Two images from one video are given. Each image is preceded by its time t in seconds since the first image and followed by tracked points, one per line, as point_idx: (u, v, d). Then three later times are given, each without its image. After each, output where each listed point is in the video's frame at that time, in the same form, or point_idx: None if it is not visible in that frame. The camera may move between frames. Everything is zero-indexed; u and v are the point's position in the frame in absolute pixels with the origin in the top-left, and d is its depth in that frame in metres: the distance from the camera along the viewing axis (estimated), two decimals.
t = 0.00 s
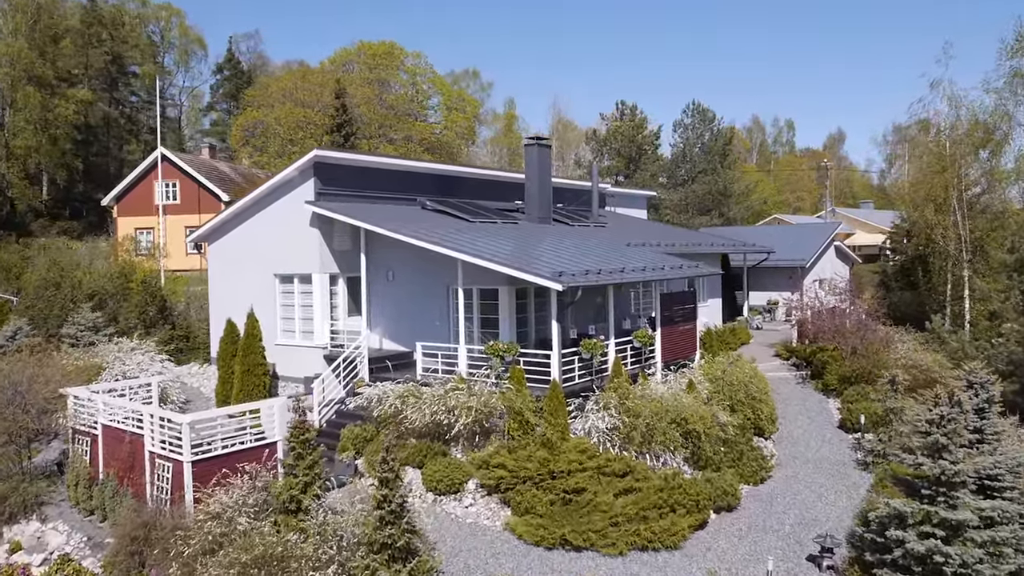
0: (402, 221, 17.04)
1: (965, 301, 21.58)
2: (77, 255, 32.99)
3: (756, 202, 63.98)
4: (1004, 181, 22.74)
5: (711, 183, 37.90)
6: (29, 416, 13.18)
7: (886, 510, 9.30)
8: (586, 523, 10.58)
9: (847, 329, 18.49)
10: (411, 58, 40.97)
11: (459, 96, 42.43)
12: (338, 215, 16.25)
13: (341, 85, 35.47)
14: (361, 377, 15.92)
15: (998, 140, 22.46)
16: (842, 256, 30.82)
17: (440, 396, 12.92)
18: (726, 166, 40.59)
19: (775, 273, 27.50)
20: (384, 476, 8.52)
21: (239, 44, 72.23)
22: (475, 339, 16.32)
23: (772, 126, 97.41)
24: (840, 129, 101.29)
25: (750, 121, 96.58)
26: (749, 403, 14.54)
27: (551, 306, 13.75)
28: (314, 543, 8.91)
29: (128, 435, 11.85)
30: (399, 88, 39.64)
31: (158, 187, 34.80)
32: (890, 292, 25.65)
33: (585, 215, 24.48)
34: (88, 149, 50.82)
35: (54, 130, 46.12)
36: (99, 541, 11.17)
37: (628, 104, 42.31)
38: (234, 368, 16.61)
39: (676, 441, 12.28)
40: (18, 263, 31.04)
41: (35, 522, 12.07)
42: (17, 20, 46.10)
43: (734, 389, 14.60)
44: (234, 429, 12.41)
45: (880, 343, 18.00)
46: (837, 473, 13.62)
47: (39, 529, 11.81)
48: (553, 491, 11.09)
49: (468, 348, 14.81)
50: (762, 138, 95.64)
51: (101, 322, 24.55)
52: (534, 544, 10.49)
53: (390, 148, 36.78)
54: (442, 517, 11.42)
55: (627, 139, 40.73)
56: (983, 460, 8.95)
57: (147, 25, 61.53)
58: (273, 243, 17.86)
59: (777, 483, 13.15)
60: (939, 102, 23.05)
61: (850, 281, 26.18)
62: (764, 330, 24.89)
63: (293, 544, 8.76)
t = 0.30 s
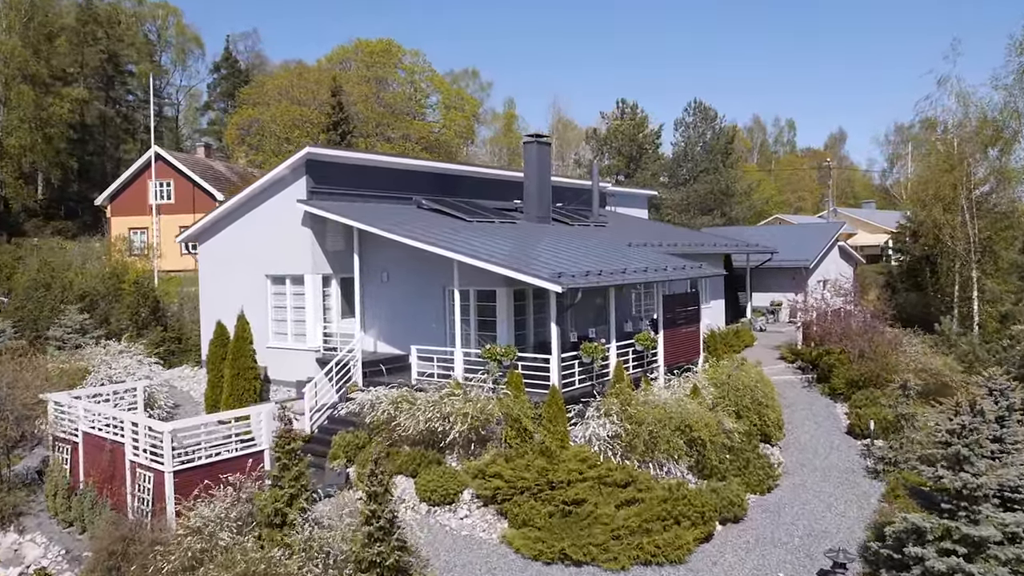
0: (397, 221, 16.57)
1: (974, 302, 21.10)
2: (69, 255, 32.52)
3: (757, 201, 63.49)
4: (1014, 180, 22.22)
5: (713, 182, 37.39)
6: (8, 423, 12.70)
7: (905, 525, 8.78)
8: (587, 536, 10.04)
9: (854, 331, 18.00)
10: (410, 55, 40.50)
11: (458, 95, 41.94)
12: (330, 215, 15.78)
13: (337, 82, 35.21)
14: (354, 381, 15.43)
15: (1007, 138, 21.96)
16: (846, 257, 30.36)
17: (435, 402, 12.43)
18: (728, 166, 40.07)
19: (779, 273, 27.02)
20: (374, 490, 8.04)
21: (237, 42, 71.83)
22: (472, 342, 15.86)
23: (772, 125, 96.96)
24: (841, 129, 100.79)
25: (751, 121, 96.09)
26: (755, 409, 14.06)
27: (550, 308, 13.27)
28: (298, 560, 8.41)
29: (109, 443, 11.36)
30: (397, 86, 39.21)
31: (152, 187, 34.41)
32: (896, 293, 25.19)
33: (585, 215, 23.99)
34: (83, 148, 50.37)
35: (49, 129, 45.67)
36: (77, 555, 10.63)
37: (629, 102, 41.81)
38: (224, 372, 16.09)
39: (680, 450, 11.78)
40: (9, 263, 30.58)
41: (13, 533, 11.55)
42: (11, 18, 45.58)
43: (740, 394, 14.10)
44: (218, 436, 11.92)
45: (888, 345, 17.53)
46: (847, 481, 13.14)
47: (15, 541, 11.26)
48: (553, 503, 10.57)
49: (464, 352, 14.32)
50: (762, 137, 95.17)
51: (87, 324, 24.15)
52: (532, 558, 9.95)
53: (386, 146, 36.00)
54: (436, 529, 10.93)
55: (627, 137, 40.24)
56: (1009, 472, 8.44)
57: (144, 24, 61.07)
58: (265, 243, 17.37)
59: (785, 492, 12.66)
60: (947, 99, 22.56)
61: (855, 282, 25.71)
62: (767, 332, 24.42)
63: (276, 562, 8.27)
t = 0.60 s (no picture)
0: (392, 221, 16.11)
1: (982, 304, 20.64)
2: (61, 256, 32.07)
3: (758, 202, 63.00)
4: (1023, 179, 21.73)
5: (715, 182, 36.88)
6: None
7: (922, 544, 8.28)
8: (586, 552, 9.54)
9: (861, 334, 17.53)
10: (408, 53, 39.88)
11: (456, 94, 41.41)
12: (322, 215, 15.32)
13: (332, 80, 34.44)
14: (346, 386, 14.96)
15: (1014, 138, 21.66)
16: (849, 257, 29.83)
17: (428, 409, 11.95)
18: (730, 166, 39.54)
19: (781, 275, 26.56)
20: (359, 506, 7.70)
21: (235, 41, 71.39)
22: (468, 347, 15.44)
23: (773, 125, 96.50)
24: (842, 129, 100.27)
25: (752, 121, 95.59)
26: (762, 416, 13.60)
27: (549, 312, 12.81)
28: None
29: (87, 452, 10.86)
30: (394, 86, 38.61)
31: (146, 187, 33.98)
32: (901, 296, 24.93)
33: (585, 215, 23.51)
34: (79, 148, 49.95)
35: (43, 128, 45.22)
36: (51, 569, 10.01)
37: (626, 101, 41.06)
38: (212, 377, 15.59)
39: (684, 460, 11.30)
40: None
41: None
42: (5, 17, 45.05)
43: (745, 401, 13.62)
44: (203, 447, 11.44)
45: (896, 349, 17.07)
46: (857, 491, 12.66)
47: None
48: (550, 516, 10.10)
49: (460, 357, 13.84)
50: (763, 138, 94.71)
51: (73, 327, 23.72)
52: None
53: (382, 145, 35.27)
54: (428, 543, 10.45)
55: (627, 136, 39.31)
56: None
57: (141, 23, 60.60)
58: (255, 244, 16.89)
59: (792, 503, 12.18)
60: (956, 98, 21.93)
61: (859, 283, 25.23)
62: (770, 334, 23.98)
63: None
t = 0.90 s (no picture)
0: (385, 224, 15.69)
1: (990, 307, 20.20)
2: (53, 257, 31.66)
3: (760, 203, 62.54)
4: None
5: (716, 183, 36.41)
6: None
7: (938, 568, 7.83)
8: (583, 572, 9.07)
9: (867, 339, 17.10)
10: (406, 52, 39.17)
11: (455, 92, 40.92)
12: (313, 217, 14.88)
13: (329, 80, 33.87)
14: (337, 395, 14.51)
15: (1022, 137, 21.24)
16: (852, 259, 29.39)
17: (420, 419, 11.49)
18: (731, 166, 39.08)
19: (784, 277, 26.14)
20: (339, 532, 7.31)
21: (231, 40, 70.96)
22: (463, 353, 15.01)
23: (773, 125, 96.04)
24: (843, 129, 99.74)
25: (752, 121, 95.17)
26: (765, 425, 13.15)
27: (545, 319, 12.36)
28: None
29: (63, 466, 10.43)
30: (392, 85, 38.03)
31: (139, 187, 33.57)
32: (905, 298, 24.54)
33: (584, 216, 23.06)
34: (74, 148, 49.54)
35: (38, 128, 44.83)
36: None
37: (626, 100, 40.55)
38: (199, 384, 15.13)
39: (685, 473, 10.87)
40: None
41: None
42: None
43: (748, 410, 13.18)
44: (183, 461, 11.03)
45: (903, 355, 16.63)
46: (865, 504, 12.22)
47: None
48: (546, 534, 9.64)
49: (454, 364, 13.40)
50: (763, 138, 94.26)
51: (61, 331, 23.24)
52: None
53: (379, 145, 34.82)
54: (418, 561, 10.00)
55: (627, 136, 39.01)
56: None
57: (137, 22, 60.22)
58: (245, 247, 16.43)
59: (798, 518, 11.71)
60: (962, 97, 21.80)
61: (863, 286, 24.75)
62: (772, 338, 23.61)
63: None
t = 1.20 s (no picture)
0: (377, 230, 15.27)
1: (997, 314, 19.78)
2: (45, 260, 31.22)
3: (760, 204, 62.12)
4: None
5: (716, 185, 35.96)
6: None
7: None
8: None
9: (872, 348, 16.70)
10: (403, 52, 38.72)
11: (452, 93, 40.51)
12: (302, 224, 14.47)
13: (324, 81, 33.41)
14: (328, 406, 14.10)
15: None
16: (855, 263, 28.95)
17: (411, 435, 11.05)
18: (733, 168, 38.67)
19: (786, 281, 25.72)
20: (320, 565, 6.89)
21: (229, 40, 70.49)
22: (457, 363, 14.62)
23: (773, 126, 95.64)
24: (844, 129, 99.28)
25: (752, 121, 94.77)
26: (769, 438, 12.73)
27: (541, 330, 11.94)
28: None
29: (38, 484, 10.01)
30: (389, 86, 37.59)
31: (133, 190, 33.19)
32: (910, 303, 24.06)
33: (582, 220, 22.62)
34: (69, 149, 49.12)
35: (32, 130, 44.43)
36: None
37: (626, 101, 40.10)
38: (185, 395, 14.69)
39: (686, 491, 10.43)
40: None
41: None
42: None
43: (751, 423, 12.75)
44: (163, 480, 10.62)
45: (909, 364, 16.20)
46: (872, 522, 11.79)
47: None
48: (541, 558, 9.19)
49: (447, 376, 12.98)
50: (763, 138, 93.85)
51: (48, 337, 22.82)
52: None
53: (375, 146, 34.39)
54: None
55: (626, 138, 38.55)
56: None
57: (133, 22, 59.85)
58: (234, 253, 16.00)
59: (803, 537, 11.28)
60: (968, 98, 21.25)
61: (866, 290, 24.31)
62: (774, 344, 23.20)
63: None
